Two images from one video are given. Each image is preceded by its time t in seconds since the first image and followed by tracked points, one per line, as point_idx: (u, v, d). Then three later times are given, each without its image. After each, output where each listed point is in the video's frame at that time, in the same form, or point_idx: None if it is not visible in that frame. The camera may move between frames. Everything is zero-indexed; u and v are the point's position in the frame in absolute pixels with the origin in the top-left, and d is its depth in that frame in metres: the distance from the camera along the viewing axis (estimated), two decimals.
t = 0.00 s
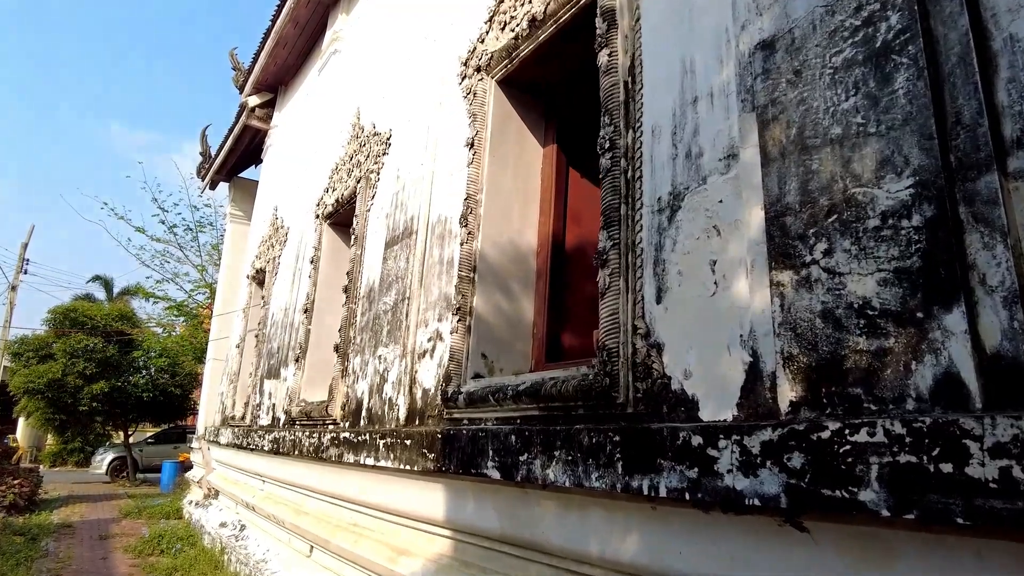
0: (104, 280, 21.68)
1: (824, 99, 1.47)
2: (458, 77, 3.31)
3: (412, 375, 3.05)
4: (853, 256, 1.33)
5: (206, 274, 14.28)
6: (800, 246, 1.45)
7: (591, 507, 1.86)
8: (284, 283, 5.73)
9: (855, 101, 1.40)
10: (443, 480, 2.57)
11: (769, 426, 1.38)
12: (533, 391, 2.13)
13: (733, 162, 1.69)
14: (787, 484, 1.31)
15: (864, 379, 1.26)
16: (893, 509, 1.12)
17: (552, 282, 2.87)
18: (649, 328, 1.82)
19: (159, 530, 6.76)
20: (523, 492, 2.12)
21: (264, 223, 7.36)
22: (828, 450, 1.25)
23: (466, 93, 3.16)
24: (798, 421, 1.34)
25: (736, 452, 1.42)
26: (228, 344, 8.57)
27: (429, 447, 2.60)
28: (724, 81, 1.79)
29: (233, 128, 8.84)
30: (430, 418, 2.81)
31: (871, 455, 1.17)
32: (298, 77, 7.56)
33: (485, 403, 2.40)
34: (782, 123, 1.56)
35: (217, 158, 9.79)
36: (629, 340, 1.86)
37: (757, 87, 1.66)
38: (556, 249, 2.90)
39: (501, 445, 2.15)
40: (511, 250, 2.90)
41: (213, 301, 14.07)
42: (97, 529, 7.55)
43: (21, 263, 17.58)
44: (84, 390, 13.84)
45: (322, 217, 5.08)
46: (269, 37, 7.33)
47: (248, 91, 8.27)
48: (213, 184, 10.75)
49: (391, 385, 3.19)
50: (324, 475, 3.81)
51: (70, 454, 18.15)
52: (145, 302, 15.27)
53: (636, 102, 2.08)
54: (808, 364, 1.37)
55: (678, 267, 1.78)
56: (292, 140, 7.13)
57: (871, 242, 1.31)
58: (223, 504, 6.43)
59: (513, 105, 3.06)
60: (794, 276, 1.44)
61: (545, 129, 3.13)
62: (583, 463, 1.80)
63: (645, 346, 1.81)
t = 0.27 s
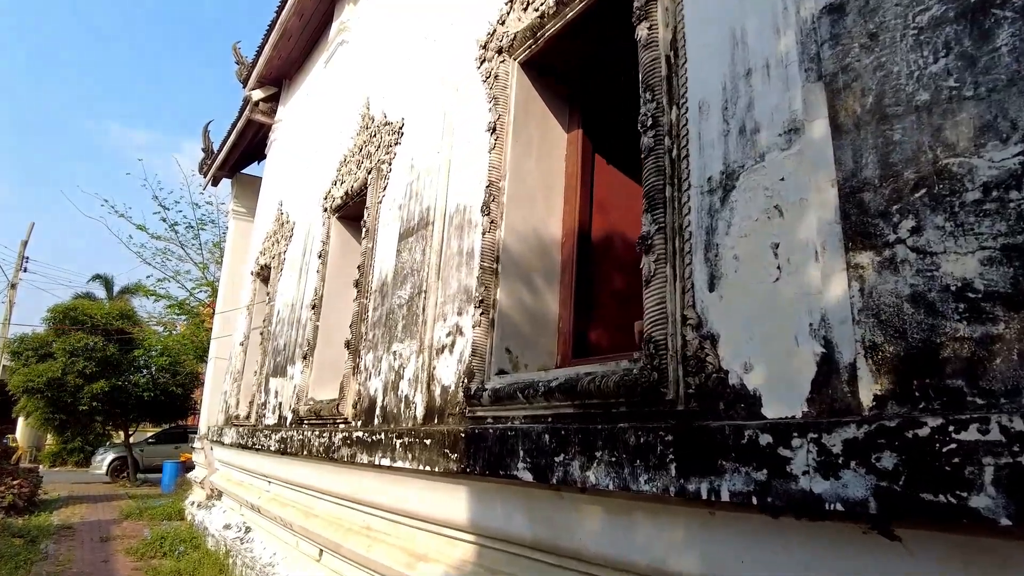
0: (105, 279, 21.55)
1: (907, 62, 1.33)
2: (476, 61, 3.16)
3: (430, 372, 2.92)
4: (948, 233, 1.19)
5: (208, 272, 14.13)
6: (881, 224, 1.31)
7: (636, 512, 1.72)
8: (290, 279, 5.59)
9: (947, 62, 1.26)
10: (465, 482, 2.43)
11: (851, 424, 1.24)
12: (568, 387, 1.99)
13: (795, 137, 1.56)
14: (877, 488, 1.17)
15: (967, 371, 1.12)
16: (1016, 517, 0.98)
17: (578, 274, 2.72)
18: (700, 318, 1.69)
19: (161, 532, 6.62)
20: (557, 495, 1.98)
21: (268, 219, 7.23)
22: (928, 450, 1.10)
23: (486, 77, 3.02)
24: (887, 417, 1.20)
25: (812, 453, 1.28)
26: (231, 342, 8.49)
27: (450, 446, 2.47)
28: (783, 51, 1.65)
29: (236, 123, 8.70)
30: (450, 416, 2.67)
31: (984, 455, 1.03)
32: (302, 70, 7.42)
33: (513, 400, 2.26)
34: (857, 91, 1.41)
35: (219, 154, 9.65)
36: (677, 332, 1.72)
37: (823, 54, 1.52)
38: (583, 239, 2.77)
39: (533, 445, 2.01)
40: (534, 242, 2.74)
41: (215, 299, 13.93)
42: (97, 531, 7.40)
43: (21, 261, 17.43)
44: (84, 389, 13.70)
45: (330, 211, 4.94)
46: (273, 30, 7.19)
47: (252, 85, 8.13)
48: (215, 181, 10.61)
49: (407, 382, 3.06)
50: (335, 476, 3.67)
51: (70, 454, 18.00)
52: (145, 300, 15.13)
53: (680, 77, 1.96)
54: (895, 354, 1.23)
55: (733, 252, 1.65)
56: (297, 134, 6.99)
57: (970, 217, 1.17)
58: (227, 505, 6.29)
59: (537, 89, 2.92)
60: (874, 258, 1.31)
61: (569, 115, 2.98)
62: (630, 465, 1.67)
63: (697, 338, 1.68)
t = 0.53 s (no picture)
0: (104, 278, 21.40)
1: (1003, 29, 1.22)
2: (494, 48, 3.03)
3: (446, 373, 2.79)
4: None
5: (208, 271, 13.99)
6: (972, 207, 1.18)
7: (682, 524, 1.59)
8: (295, 276, 5.46)
9: None
10: (487, 488, 2.30)
11: (943, 430, 1.10)
12: (603, 389, 1.86)
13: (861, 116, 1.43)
14: (979, 503, 1.02)
15: None
16: None
17: (603, 270, 2.59)
18: (754, 314, 1.56)
19: (162, 535, 6.48)
20: (591, 505, 1.85)
21: (271, 216, 7.09)
22: None
23: (504, 64, 2.90)
24: (989, 422, 1.06)
25: (896, 463, 1.14)
26: (233, 342, 8.38)
27: (470, 451, 2.33)
28: (843, 25, 1.52)
29: (238, 119, 8.56)
30: (469, 419, 2.55)
31: None
32: (306, 65, 7.29)
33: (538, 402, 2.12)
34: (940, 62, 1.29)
35: (220, 151, 9.51)
36: (727, 329, 1.60)
37: (895, 25, 1.39)
38: (607, 233, 2.64)
39: (565, 451, 1.88)
40: (557, 238, 2.60)
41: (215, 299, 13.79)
42: (96, 534, 7.26)
43: (18, 260, 17.33)
44: (82, 389, 13.57)
45: (337, 207, 4.81)
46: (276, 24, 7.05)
47: (254, 80, 7.99)
48: (216, 179, 10.47)
49: (421, 382, 2.93)
50: (344, 480, 3.54)
51: (68, 455, 17.87)
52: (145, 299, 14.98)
53: (723, 57, 1.83)
54: (992, 352, 1.10)
55: (790, 243, 1.53)
56: (301, 129, 6.86)
57: None
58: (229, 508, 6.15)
59: (560, 76, 2.78)
60: (966, 245, 1.17)
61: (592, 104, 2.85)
62: (677, 474, 1.54)
63: (750, 336, 1.55)
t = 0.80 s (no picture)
0: (101, 275, 21.21)
1: None
2: (509, 27, 2.89)
3: (460, 366, 2.65)
4: None
5: (207, 268, 13.83)
6: None
7: (731, 528, 1.45)
8: (297, 270, 5.32)
9: None
10: (507, 488, 2.16)
11: None
12: (639, 381, 1.72)
13: (934, 78, 1.30)
14: None
15: None
16: None
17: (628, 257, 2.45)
18: (812, 298, 1.43)
19: (160, 536, 6.34)
20: (625, 506, 1.72)
21: (272, 209, 6.95)
22: None
23: (521, 42, 2.76)
24: None
25: (998, 458, 1.01)
26: (233, 339, 8.27)
27: (488, 448, 2.20)
28: None
29: (238, 112, 8.41)
30: (486, 415, 2.41)
31: None
32: (308, 56, 7.14)
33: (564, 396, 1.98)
34: None
35: (219, 146, 9.36)
36: (781, 314, 1.47)
37: None
38: (632, 219, 2.51)
39: (596, 447, 1.75)
40: (578, 225, 2.46)
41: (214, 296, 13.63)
42: (93, 534, 7.12)
43: (14, 257, 17.16)
44: (80, 387, 13.42)
45: (341, 198, 4.67)
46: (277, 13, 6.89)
47: (254, 72, 7.84)
48: (214, 173, 10.32)
49: (433, 377, 2.79)
50: (350, 479, 3.40)
51: (66, 454, 17.72)
52: (143, 296, 14.82)
53: (769, 22, 1.69)
54: None
55: (852, 219, 1.40)
56: (302, 120, 6.71)
57: None
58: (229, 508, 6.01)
59: (581, 55, 2.65)
60: None
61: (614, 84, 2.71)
62: (728, 472, 1.40)
63: (808, 321, 1.42)
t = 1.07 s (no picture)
0: (100, 274, 21.01)
1: None
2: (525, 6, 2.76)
3: (475, 361, 2.53)
4: None
5: (206, 266, 13.68)
6: None
7: (785, 533, 1.33)
8: (300, 265, 5.19)
9: None
10: (529, 490, 2.03)
11: None
12: (678, 374, 1.60)
13: (1018, 36, 1.17)
14: None
15: None
16: None
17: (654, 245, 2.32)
18: (874, 280, 1.30)
19: (159, 537, 6.21)
20: (663, 509, 1.59)
21: (272, 203, 6.81)
22: None
23: (538, 21, 2.63)
24: None
25: None
26: (233, 337, 8.13)
27: (508, 447, 2.07)
28: None
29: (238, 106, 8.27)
30: (504, 412, 2.29)
31: None
32: (310, 48, 6.99)
33: (591, 391, 1.86)
34: None
35: (218, 141, 9.21)
36: (840, 300, 1.34)
37: None
38: (657, 205, 2.38)
39: (632, 446, 1.62)
40: (600, 211, 2.33)
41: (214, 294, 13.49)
42: (91, 535, 6.99)
43: (12, 254, 17.01)
44: (78, 386, 13.28)
45: (345, 190, 4.54)
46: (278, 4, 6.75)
47: (255, 65, 7.71)
48: (213, 169, 10.17)
49: (446, 372, 2.66)
50: (357, 480, 3.27)
51: (64, 453, 17.58)
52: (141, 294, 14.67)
53: None
54: None
55: (920, 194, 1.27)
56: (304, 113, 6.58)
57: None
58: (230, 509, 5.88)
59: (601, 34, 2.51)
60: None
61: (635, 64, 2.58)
62: (786, 472, 1.28)
63: (871, 307, 1.29)
